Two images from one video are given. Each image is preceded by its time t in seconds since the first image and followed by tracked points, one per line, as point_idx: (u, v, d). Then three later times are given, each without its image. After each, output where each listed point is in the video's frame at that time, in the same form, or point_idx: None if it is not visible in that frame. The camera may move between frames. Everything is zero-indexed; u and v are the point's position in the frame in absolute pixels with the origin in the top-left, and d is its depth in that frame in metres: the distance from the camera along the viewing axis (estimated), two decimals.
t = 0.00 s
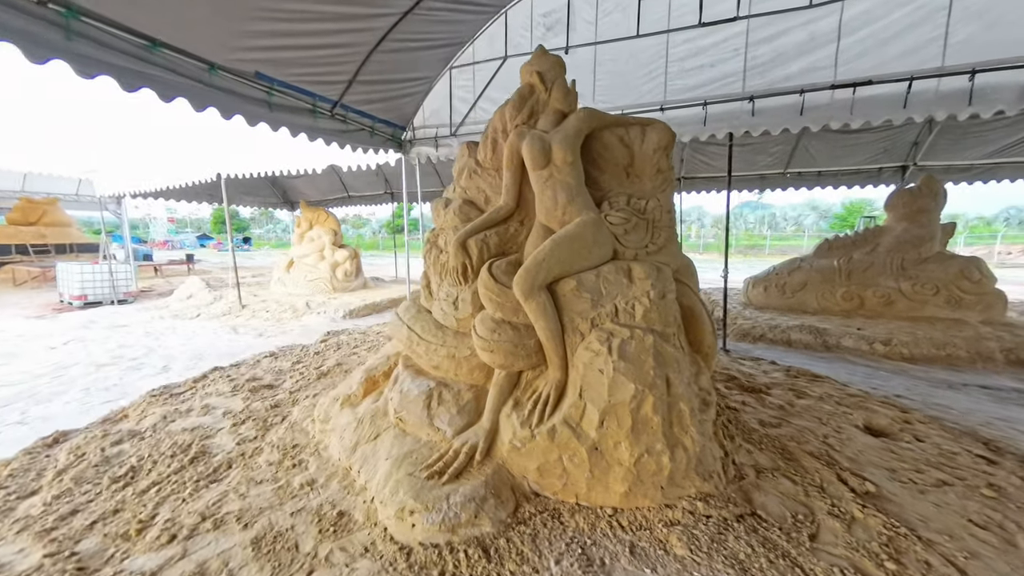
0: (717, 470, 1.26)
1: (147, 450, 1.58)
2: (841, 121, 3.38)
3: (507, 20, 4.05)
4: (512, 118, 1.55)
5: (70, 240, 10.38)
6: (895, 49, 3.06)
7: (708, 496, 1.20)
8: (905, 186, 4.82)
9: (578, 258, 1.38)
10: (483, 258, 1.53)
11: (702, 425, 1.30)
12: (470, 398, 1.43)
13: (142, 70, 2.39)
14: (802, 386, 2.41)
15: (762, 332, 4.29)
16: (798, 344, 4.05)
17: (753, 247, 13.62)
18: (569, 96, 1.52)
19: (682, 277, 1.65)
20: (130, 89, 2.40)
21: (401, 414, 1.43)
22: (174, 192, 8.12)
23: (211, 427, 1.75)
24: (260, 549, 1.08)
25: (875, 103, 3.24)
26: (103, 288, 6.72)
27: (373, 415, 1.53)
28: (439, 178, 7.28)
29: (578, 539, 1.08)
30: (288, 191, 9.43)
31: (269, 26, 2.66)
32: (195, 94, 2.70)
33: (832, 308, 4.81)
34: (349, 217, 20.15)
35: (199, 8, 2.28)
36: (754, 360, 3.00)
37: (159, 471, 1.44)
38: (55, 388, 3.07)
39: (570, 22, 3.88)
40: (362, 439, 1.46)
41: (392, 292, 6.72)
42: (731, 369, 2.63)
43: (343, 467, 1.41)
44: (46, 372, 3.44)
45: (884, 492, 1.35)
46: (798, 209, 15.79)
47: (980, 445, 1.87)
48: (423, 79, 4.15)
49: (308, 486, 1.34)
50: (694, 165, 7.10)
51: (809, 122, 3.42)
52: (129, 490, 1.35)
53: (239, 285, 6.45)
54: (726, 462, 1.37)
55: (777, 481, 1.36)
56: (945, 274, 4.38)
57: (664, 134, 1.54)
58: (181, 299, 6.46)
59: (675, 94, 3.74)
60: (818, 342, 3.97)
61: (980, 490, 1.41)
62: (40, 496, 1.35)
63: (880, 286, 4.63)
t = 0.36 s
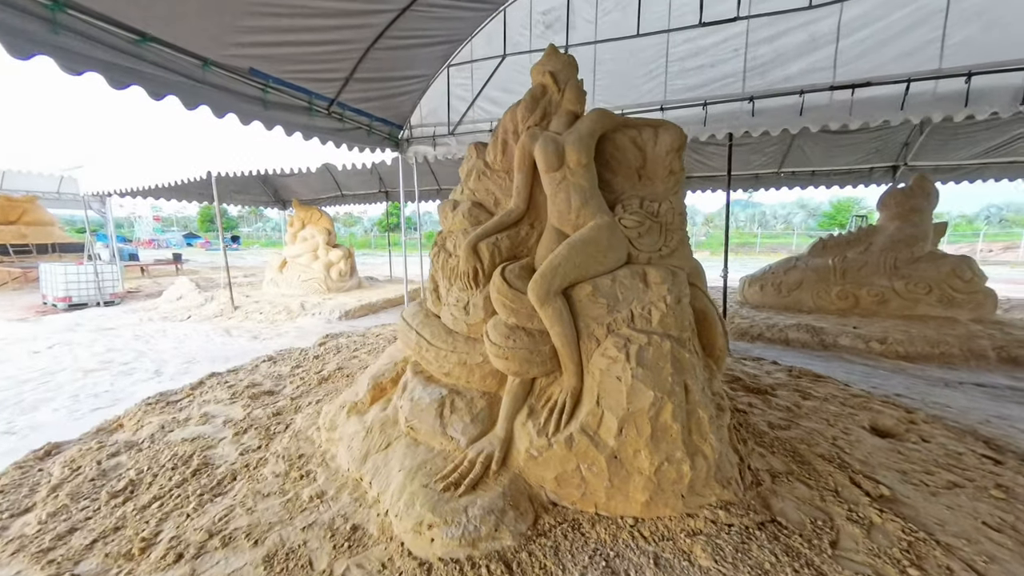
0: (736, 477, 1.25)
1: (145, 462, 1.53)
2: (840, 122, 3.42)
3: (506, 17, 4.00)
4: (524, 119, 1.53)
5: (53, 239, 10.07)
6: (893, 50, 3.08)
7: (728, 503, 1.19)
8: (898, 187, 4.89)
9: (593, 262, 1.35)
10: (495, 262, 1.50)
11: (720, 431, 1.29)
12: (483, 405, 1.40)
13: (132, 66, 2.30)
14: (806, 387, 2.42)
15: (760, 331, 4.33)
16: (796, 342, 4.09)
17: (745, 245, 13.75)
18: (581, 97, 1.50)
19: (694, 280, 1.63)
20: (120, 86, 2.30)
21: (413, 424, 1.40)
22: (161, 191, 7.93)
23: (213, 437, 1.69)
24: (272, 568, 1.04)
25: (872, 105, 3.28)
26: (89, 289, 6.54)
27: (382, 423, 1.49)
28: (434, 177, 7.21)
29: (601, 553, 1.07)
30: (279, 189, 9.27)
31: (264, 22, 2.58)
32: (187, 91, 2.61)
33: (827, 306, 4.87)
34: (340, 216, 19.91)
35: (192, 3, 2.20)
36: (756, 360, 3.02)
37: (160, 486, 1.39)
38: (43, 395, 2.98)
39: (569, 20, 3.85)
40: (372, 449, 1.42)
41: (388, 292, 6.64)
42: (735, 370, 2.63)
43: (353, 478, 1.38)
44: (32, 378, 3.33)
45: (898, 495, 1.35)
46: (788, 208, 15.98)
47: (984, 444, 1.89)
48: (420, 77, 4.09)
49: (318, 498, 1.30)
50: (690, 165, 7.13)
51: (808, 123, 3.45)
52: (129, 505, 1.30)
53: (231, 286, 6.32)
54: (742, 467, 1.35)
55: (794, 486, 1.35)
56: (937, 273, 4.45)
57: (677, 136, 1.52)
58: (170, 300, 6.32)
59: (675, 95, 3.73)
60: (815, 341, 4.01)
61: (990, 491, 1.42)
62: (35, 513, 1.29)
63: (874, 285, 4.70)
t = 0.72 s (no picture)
0: (748, 473, 1.28)
1: (153, 468, 1.50)
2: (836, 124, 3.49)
3: (504, 16, 3.99)
4: (537, 121, 1.53)
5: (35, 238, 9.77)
6: (887, 53, 3.14)
7: (743, 500, 1.22)
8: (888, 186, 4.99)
9: (606, 264, 1.37)
10: (508, 263, 1.50)
11: (732, 430, 1.31)
12: (498, 406, 1.40)
13: (128, 63, 2.25)
14: (805, 384, 2.46)
15: (756, 329, 4.41)
16: (791, 340, 4.17)
17: (737, 243, 13.91)
18: (592, 100, 1.52)
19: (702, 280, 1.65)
20: (114, 83, 2.24)
21: (428, 425, 1.40)
22: (150, 189, 7.76)
23: (222, 440, 1.68)
24: (296, 571, 1.05)
25: (866, 107, 3.35)
26: (76, 290, 6.39)
27: (395, 425, 1.49)
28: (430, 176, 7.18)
29: (623, 551, 1.09)
30: (271, 188, 9.13)
31: (263, 18, 2.54)
32: (184, 89, 2.56)
33: (820, 304, 4.96)
34: (332, 214, 19.69)
35: None
36: (755, 357, 3.07)
37: (171, 491, 1.37)
38: (36, 398, 2.91)
39: (568, 19, 3.86)
40: (387, 451, 1.43)
41: (385, 291, 6.60)
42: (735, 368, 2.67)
43: (369, 480, 1.38)
44: (23, 382, 3.25)
45: (903, 489, 1.39)
46: (777, 205, 16.22)
47: (979, 438, 1.95)
48: (419, 75, 4.06)
49: (335, 501, 1.30)
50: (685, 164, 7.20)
51: (805, 124, 3.53)
52: (142, 511, 1.29)
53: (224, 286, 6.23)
54: (753, 464, 1.38)
55: (803, 481, 1.38)
56: (926, 271, 4.56)
57: (686, 138, 1.53)
58: (162, 300, 6.20)
59: (674, 95, 3.76)
60: (809, 338, 4.09)
61: (989, 484, 1.47)
62: (45, 521, 1.27)
63: (865, 282, 4.80)
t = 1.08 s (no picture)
0: (756, 466, 1.32)
1: (166, 469, 1.50)
2: (830, 125, 3.59)
3: (503, 15, 4.00)
4: (549, 122, 1.56)
5: (17, 237, 9.52)
6: (879, 57, 3.21)
7: (753, 492, 1.26)
8: (877, 186, 5.11)
9: (618, 263, 1.40)
10: (520, 263, 1.53)
11: (741, 424, 1.35)
12: (513, 404, 1.43)
13: (127, 61, 2.21)
14: (803, 379, 2.53)
15: (751, 325, 4.50)
16: (784, 336, 4.26)
17: (728, 241, 14.09)
18: (602, 103, 1.55)
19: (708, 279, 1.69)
20: (110, 81, 2.21)
21: (443, 423, 1.42)
22: (138, 187, 7.60)
23: (233, 441, 1.68)
24: (321, 568, 1.07)
25: (858, 108, 3.43)
26: (64, 290, 6.25)
27: (409, 424, 1.51)
28: (426, 174, 7.16)
29: (640, 542, 1.12)
30: (262, 186, 9.00)
31: (263, 16, 2.51)
32: (183, 87, 2.53)
33: (812, 300, 5.07)
34: (323, 212, 19.49)
35: None
36: (752, 353, 3.13)
37: (186, 492, 1.38)
38: (31, 401, 2.86)
39: (567, 19, 3.88)
40: (402, 448, 1.44)
41: (381, 290, 6.58)
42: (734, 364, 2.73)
43: (385, 477, 1.40)
44: (16, 384, 3.19)
45: (901, 479, 1.45)
46: (767, 204, 16.47)
47: (970, 429, 2.02)
48: (417, 73, 4.05)
49: (353, 499, 1.32)
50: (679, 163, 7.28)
51: (800, 125, 3.64)
52: (159, 512, 1.30)
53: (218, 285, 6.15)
54: (759, 457, 1.43)
55: (808, 472, 1.43)
56: (914, 268, 4.69)
57: (692, 140, 1.57)
58: (153, 300, 6.10)
59: (672, 95, 3.81)
60: (802, 334, 4.18)
61: (981, 472, 1.54)
62: (61, 523, 1.28)
63: (855, 279, 4.92)
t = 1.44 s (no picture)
0: (755, 455, 1.36)
1: (169, 468, 1.50)
2: (820, 124, 3.65)
3: (499, 13, 3.99)
4: (553, 120, 1.58)
5: None
6: (867, 58, 3.30)
7: (752, 480, 1.30)
8: (864, 184, 5.23)
9: (621, 260, 1.42)
10: (523, 260, 1.54)
11: (740, 416, 1.39)
12: (518, 398, 1.45)
13: (119, 55, 2.18)
14: (795, 372, 2.59)
15: (743, 321, 4.58)
16: (775, 331, 4.35)
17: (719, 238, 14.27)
18: (604, 103, 1.58)
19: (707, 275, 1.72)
20: (101, 75, 2.18)
21: (449, 418, 1.44)
22: (124, 184, 7.44)
23: (236, 439, 1.68)
24: (333, 561, 1.08)
25: (847, 109, 3.53)
26: (49, 290, 6.12)
27: (414, 420, 1.52)
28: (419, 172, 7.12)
29: (645, 530, 1.16)
30: (253, 183, 8.88)
31: (258, 12, 2.48)
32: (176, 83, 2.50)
33: (802, 296, 5.18)
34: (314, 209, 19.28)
35: None
36: (745, 348, 3.20)
37: (192, 491, 1.38)
38: (22, 402, 2.81)
39: (563, 17, 3.89)
40: (408, 444, 1.46)
41: (376, 288, 6.55)
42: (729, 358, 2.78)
43: (392, 472, 1.41)
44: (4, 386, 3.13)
45: (892, 466, 1.51)
46: (756, 202, 16.70)
47: (954, 419, 2.10)
48: (413, 70, 4.02)
49: (361, 494, 1.33)
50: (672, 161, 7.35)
51: (791, 124, 3.69)
52: (166, 510, 1.30)
53: (209, 284, 6.07)
54: (757, 447, 1.47)
55: (803, 462, 1.48)
56: (899, 264, 4.82)
57: (691, 140, 1.60)
58: (142, 300, 5.99)
59: (666, 94, 3.86)
60: (793, 329, 4.28)
61: (966, 459, 1.60)
62: (65, 523, 1.28)
63: (843, 275, 5.03)
